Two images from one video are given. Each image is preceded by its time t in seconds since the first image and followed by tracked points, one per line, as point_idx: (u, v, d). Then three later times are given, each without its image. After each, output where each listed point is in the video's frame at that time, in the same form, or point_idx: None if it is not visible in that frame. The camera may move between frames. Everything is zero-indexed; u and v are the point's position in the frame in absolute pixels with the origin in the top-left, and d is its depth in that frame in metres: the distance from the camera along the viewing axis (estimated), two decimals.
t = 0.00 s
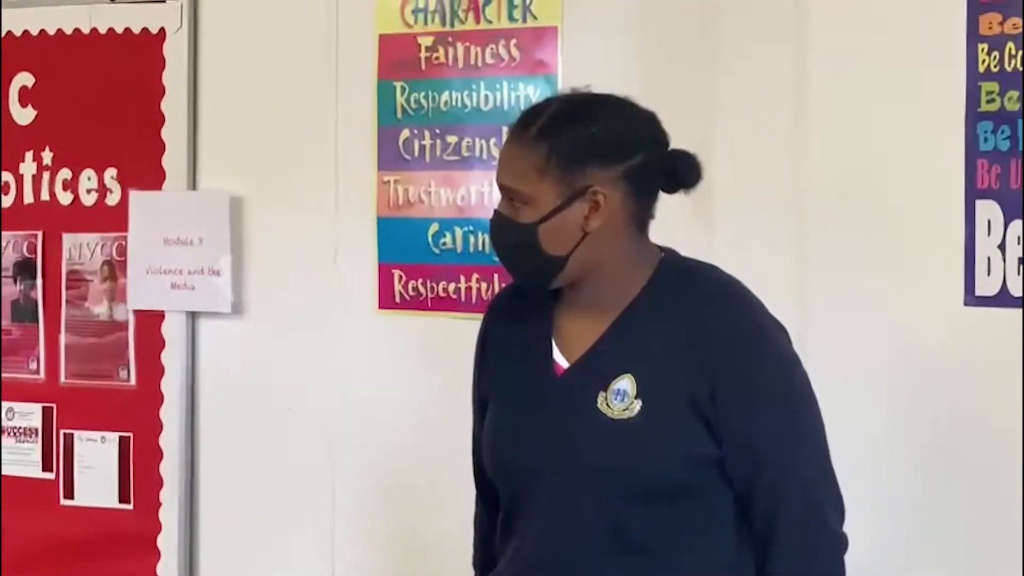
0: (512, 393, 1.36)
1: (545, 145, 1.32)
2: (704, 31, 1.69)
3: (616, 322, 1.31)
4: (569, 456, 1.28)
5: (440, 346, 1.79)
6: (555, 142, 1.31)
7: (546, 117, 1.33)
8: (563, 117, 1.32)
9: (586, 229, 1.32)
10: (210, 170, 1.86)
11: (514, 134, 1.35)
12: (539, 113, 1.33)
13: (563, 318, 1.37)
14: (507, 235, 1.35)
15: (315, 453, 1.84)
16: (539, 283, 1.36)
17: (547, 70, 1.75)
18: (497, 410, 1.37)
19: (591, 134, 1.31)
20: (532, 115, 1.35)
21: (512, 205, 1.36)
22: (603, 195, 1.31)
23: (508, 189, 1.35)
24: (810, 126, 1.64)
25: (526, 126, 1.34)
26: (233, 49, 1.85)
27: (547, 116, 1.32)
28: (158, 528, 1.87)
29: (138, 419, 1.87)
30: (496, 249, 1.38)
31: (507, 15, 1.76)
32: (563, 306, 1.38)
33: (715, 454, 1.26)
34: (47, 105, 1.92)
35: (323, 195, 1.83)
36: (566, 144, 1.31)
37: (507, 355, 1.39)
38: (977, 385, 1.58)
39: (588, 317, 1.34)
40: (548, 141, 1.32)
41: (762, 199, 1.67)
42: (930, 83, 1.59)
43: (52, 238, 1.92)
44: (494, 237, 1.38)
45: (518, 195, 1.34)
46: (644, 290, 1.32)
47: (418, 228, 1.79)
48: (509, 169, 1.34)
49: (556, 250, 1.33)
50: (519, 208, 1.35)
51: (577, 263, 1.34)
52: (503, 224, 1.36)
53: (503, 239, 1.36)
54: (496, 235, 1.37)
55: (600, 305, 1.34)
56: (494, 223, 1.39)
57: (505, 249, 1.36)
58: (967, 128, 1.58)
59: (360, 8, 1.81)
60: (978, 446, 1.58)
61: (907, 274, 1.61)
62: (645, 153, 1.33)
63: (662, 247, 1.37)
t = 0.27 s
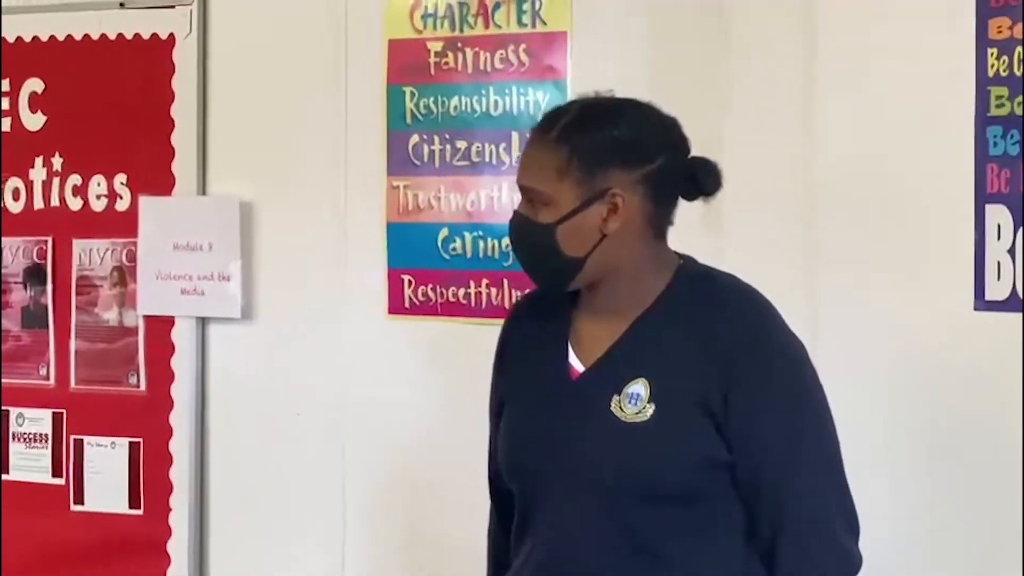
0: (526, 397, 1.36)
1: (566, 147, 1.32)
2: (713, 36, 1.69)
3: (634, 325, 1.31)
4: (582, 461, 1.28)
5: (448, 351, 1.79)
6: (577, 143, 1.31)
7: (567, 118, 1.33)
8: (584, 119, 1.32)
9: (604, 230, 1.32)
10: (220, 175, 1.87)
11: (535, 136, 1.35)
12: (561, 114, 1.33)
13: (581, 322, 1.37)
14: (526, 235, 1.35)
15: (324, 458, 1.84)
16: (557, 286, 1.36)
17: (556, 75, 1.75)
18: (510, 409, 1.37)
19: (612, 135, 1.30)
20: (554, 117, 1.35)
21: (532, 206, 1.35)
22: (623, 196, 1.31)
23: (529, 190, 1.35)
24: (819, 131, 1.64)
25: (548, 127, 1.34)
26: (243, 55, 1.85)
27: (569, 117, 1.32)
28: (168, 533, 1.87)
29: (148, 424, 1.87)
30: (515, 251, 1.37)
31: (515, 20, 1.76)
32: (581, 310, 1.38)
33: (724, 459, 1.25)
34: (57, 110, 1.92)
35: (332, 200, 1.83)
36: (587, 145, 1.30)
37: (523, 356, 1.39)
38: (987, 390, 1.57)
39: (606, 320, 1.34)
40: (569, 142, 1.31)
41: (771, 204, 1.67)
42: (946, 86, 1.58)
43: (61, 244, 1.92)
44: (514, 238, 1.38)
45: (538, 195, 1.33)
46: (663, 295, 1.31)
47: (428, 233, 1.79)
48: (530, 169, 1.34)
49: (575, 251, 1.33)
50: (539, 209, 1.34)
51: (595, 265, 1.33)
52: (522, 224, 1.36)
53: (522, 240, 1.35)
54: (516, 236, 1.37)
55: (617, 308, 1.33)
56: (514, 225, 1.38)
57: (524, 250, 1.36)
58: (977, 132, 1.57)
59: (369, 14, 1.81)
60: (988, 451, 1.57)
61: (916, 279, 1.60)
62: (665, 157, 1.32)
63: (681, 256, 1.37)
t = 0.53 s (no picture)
0: (549, 401, 1.37)
1: (592, 153, 1.33)
2: (723, 42, 1.69)
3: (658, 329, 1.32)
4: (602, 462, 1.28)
5: (459, 357, 1.79)
6: (601, 149, 1.32)
7: (592, 124, 1.35)
8: (609, 125, 1.33)
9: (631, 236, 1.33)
10: (230, 181, 1.87)
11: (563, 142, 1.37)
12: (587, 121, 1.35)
13: (606, 327, 1.38)
14: (553, 240, 1.37)
15: (335, 463, 1.84)
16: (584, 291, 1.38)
17: (566, 81, 1.75)
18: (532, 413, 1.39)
19: (637, 142, 1.32)
20: (581, 124, 1.37)
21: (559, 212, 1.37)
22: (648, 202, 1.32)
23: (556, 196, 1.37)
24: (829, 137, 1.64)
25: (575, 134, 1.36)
26: (252, 61, 1.86)
27: (595, 124, 1.34)
28: (179, 539, 1.87)
29: (159, 430, 1.88)
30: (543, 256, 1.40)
31: (526, 26, 1.76)
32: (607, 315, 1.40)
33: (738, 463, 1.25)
34: (68, 117, 1.92)
35: (342, 206, 1.83)
36: (612, 152, 1.32)
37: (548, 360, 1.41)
38: (998, 395, 1.56)
39: (631, 324, 1.35)
40: (595, 149, 1.33)
41: (782, 209, 1.67)
42: (950, 90, 1.58)
43: (72, 251, 1.92)
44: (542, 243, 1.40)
45: (565, 201, 1.35)
46: (688, 300, 1.32)
47: (438, 238, 1.79)
48: (557, 175, 1.36)
49: (601, 256, 1.34)
50: (566, 214, 1.36)
51: (622, 271, 1.35)
52: (549, 229, 1.38)
53: (549, 245, 1.37)
54: (543, 242, 1.39)
55: (643, 313, 1.35)
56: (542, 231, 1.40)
57: (551, 255, 1.38)
58: (986, 137, 1.57)
59: (379, 20, 1.81)
60: (999, 457, 1.57)
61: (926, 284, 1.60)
62: (689, 164, 1.33)
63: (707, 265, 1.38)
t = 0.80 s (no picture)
0: (568, 403, 1.38)
1: (615, 155, 1.35)
2: (735, 45, 1.69)
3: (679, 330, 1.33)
4: (622, 465, 1.29)
5: (471, 360, 1.79)
6: (624, 151, 1.34)
7: (615, 126, 1.36)
8: (631, 127, 1.35)
9: (654, 237, 1.34)
10: (244, 186, 1.87)
11: (586, 146, 1.39)
12: (610, 124, 1.36)
13: (627, 329, 1.39)
14: (576, 242, 1.38)
15: (349, 467, 1.84)
16: (606, 292, 1.38)
17: (578, 85, 1.75)
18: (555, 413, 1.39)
19: (660, 143, 1.33)
20: (603, 128, 1.39)
21: (582, 215, 1.39)
22: (672, 203, 1.33)
23: (580, 199, 1.38)
24: (841, 140, 1.64)
25: (598, 138, 1.38)
26: (264, 65, 1.86)
27: (617, 127, 1.36)
28: (193, 542, 1.88)
29: (173, 434, 1.88)
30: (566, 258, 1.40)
31: (538, 30, 1.77)
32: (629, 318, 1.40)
33: (760, 465, 1.26)
34: (82, 121, 1.92)
35: (355, 210, 1.83)
36: (635, 153, 1.33)
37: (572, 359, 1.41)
38: (1010, 399, 1.56)
39: (653, 326, 1.36)
40: (618, 151, 1.34)
41: (794, 213, 1.67)
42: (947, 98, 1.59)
43: (86, 255, 1.92)
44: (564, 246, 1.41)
45: (589, 204, 1.36)
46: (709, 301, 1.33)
47: (451, 241, 1.80)
48: (581, 179, 1.37)
49: (625, 256, 1.35)
50: (589, 217, 1.37)
51: (645, 272, 1.36)
52: (573, 232, 1.39)
53: (572, 247, 1.39)
54: (566, 245, 1.40)
55: (664, 314, 1.35)
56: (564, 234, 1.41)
57: (573, 257, 1.39)
58: (998, 141, 1.57)
59: (391, 24, 1.82)
60: (1011, 459, 1.57)
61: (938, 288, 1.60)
62: (712, 165, 1.34)
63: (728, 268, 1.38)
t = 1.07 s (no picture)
0: (597, 402, 1.38)
1: (645, 158, 1.34)
2: (759, 47, 1.68)
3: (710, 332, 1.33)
4: (652, 464, 1.30)
5: (495, 362, 1.79)
6: (654, 154, 1.33)
7: (645, 128, 1.36)
8: (661, 129, 1.35)
9: (686, 238, 1.34)
10: (268, 188, 1.87)
11: (615, 149, 1.38)
12: (638, 127, 1.36)
13: (657, 329, 1.40)
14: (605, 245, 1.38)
15: (372, 469, 1.84)
16: (637, 293, 1.39)
17: (602, 87, 1.75)
18: (589, 412, 1.39)
19: (689, 146, 1.32)
20: (632, 130, 1.38)
21: (613, 218, 1.39)
22: (703, 205, 1.33)
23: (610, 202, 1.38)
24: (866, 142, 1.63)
25: (627, 141, 1.37)
26: (287, 68, 1.86)
27: (646, 129, 1.35)
28: (217, 544, 1.88)
29: (197, 437, 1.88)
30: (597, 260, 1.41)
31: (561, 32, 1.77)
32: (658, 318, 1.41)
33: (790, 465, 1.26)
34: (106, 124, 1.92)
35: (379, 212, 1.83)
36: (664, 156, 1.33)
37: (602, 357, 1.42)
38: None
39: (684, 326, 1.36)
40: (648, 154, 1.34)
41: (819, 215, 1.66)
42: (945, 97, 1.60)
43: (110, 257, 1.92)
44: (596, 248, 1.41)
45: (620, 207, 1.36)
46: (739, 302, 1.33)
47: (475, 244, 1.80)
48: (611, 182, 1.37)
49: (657, 259, 1.35)
50: (621, 220, 1.37)
51: (676, 273, 1.36)
52: (605, 235, 1.39)
53: (604, 250, 1.39)
54: (598, 247, 1.40)
55: (695, 315, 1.35)
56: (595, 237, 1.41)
57: (605, 259, 1.39)
58: None
59: (414, 27, 1.81)
60: None
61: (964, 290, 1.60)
62: (741, 166, 1.33)
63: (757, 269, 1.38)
